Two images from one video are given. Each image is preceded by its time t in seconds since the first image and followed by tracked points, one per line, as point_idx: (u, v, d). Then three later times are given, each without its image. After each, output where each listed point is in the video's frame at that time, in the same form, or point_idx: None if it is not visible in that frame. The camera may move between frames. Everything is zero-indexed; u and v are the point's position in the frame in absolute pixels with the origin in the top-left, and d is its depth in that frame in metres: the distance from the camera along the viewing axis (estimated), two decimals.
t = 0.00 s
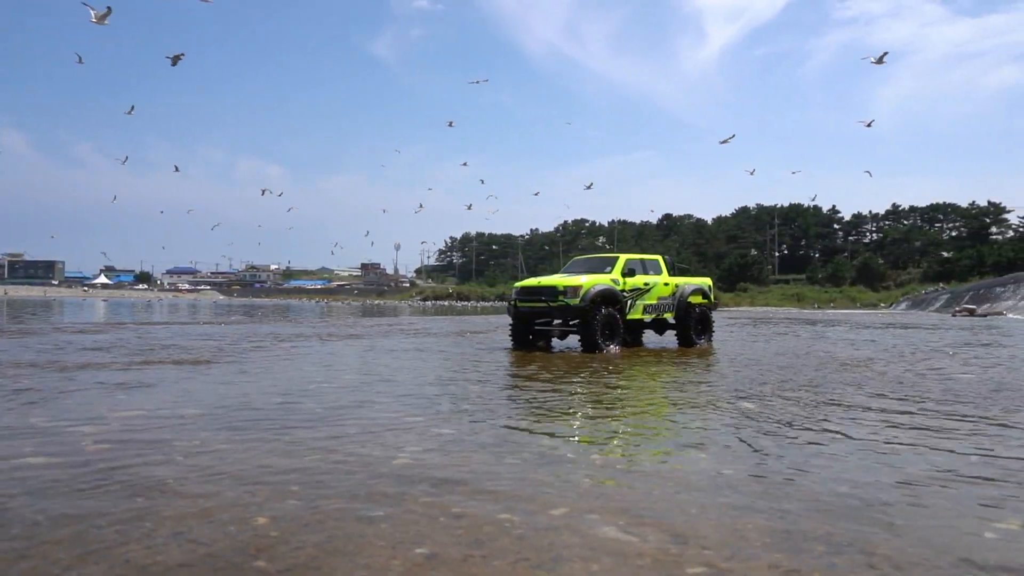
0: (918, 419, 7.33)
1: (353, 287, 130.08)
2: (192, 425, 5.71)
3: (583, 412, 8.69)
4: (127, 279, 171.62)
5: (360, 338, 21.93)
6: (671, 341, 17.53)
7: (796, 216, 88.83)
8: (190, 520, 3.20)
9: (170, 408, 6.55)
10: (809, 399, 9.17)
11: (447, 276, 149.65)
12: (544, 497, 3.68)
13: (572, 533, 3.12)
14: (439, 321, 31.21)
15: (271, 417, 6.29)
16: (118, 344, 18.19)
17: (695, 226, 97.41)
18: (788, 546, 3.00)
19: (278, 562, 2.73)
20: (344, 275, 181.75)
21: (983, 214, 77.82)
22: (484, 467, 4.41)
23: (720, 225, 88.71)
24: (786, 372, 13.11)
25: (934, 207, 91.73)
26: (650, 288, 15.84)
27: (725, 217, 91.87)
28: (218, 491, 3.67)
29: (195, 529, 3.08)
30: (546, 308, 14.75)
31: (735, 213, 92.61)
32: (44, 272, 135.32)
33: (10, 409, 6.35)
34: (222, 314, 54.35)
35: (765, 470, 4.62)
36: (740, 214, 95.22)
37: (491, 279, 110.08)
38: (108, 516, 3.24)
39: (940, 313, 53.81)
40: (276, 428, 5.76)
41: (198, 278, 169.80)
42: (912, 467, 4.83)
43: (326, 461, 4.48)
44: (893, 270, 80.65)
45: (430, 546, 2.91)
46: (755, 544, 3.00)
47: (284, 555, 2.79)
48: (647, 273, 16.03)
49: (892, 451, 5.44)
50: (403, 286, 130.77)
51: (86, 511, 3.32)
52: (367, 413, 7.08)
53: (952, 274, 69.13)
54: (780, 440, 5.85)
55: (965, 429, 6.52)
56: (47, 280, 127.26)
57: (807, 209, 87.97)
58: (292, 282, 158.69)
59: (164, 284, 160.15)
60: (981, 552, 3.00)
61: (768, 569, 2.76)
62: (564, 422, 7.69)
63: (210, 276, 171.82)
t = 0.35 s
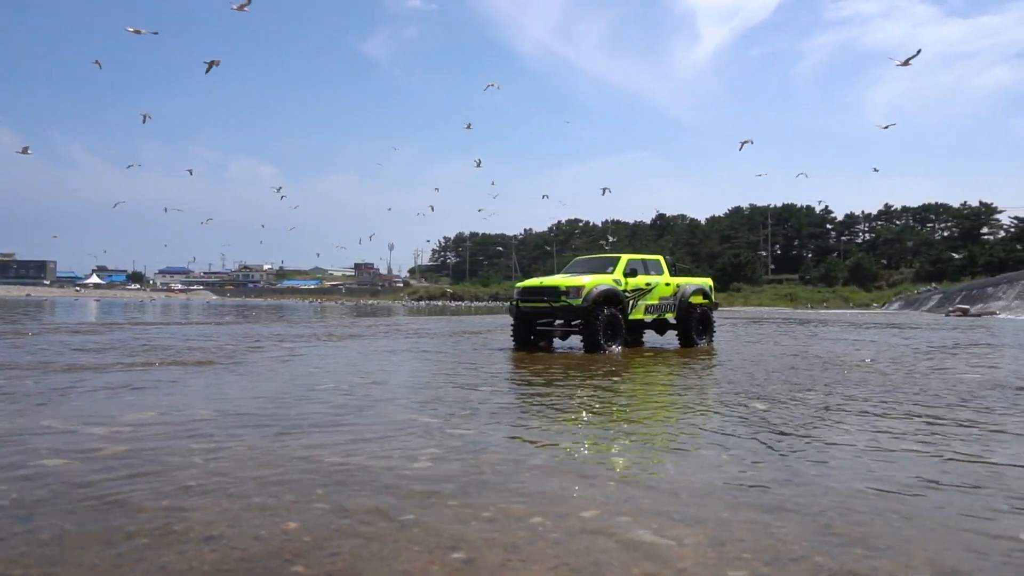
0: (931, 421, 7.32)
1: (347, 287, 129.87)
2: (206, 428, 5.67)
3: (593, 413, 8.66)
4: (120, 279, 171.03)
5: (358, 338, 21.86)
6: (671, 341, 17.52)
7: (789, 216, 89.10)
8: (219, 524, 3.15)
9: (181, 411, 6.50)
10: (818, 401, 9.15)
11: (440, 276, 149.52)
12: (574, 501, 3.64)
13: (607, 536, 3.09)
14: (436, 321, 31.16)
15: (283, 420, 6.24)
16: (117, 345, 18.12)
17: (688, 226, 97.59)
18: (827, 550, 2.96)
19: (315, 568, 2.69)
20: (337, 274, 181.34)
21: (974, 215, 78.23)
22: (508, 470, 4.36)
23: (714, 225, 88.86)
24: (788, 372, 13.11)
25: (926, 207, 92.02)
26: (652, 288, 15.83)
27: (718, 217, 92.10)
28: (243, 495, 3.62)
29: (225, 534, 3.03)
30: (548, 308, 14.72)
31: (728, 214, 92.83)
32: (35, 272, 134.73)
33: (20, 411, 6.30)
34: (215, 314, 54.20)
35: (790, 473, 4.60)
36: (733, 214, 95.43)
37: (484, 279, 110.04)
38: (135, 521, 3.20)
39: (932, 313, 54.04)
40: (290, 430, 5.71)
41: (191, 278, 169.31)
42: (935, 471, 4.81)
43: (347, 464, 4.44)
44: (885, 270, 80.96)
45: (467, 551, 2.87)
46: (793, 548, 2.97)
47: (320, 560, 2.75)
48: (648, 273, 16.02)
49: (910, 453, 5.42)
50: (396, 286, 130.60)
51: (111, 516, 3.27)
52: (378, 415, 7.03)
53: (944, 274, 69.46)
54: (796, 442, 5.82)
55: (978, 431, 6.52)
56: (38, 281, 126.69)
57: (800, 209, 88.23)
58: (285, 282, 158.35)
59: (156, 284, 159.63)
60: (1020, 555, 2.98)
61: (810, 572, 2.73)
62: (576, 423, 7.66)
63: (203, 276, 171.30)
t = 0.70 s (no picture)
0: (943, 423, 7.32)
1: (340, 287, 129.62)
2: (220, 429, 5.61)
3: (602, 415, 8.62)
4: (111, 279, 170.21)
5: (356, 338, 21.76)
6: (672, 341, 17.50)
7: (781, 216, 89.33)
8: (251, 529, 3.10)
9: (192, 412, 6.44)
10: (826, 402, 9.13)
11: (433, 275, 149.38)
12: (607, 504, 3.60)
13: (646, 539, 3.06)
14: (432, 322, 31.05)
15: (295, 421, 6.19)
16: (113, 345, 18.02)
17: (681, 226, 97.71)
18: (870, 553, 2.94)
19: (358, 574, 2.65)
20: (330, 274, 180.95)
21: (965, 215, 78.63)
22: (533, 473, 4.32)
23: (706, 226, 89.03)
24: (790, 372, 13.11)
25: (917, 207, 92.38)
26: (653, 288, 15.81)
27: (711, 217, 92.28)
28: (271, 498, 3.58)
29: (260, 539, 2.99)
30: (550, 308, 14.68)
31: (721, 214, 93.02)
32: (25, 271, 133.96)
33: (29, 413, 6.22)
34: (208, 314, 53.95)
35: (816, 475, 4.57)
36: (725, 214, 95.64)
37: (477, 279, 109.94)
38: (167, 524, 3.15)
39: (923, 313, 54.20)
40: (305, 432, 5.66)
41: (182, 278, 168.95)
42: (959, 473, 4.79)
43: (370, 466, 4.39)
44: (877, 270, 81.26)
45: (508, 555, 2.84)
46: (837, 552, 2.95)
47: (362, 567, 2.71)
48: (650, 273, 16.00)
49: (930, 455, 5.40)
50: (388, 287, 130.37)
51: (140, 520, 3.21)
52: (389, 417, 6.98)
53: (936, 274, 69.79)
54: (815, 444, 5.78)
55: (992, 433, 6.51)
56: (28, 280, 125.92)
57: (792, 209, 88.51)
58: (277, 283, 157.88)
59: (147, 284, 158.90)
60: None
61: None
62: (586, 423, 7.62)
63: (194, 276, 170.60)
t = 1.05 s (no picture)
0: (951, 425, 7.35)
1: (333, 287, 129.33)
2: (233, 431, 5.56)
3: (611, 415, 8.62)
4: (102, 279, 169.51)
5: (354, 338, 21.69)
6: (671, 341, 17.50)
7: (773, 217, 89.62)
8: (281, 533, 3.07)
9: (202, 414, 6.38)
10: (832, 404, 9.14)
11: (426, 276, 149.25)
12: (636, 505, 3.59)
13: (680, 542, 3.04)
14: (428, 322, 30.98)
15: (307, 422, 6.15)
16: (111, 346, 17.94)
17: (674, 227, 97.87)
18: (907, 556, 2.93)
19: None
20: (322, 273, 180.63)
21: (956, 216, 79.08)
22: (555, 475, 4.30)
23: (699, 226, 89.30)
24: (792, 373, 13.13)
25: (908, 209, 92.88)
26: (654, 288, 15.81)
27: (704, 218, 92.49)
28: (297, 500, 3.55)
29: (290, 543, 2.95)
30: (551, 309, 14.66)
31: (713, 214, 93.24)
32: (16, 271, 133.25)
33: (36, 414, 6.16)
34: (200, 314, 53.75)
35: (837, 477, 4.57)
36: (718, 215, 95.87)
37: (470, 279, 109.88)
38: (193, 529, 3.11)
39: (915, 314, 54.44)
40: (319, 434, 5.62)
41: (173, 278, 168.29)
42: (979, 473, 4.80)
43: (391, 468, 4.36)
44: (869, 270, 81.60)
45: (544, 558, 2.82)
46: (874, 554, 2.94)
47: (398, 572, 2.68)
48: (650, 273, 15.99)
49: (946, 456, 5.40)
50: (380, 287, 130.15)
51: (168, 524, 3.18)
52: (400, 419, 6.94)
53: (927, 274, 70.17)
54: (831, 446, 5.77)
55: (1003, 435, 6.52)
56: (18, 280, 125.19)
57: (784, 210, 88.82)
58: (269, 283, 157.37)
59: (139, 284, 158.16)
60: None
61: None
62: (596, 423, 7.60)
63: (186, 276, 169.94)
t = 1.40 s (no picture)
0: (960, 427, 7.39)
1: (323, 286, 128.98)
2: (246, 434, 5.51)
3: (618, 416, 8.60)
4: (91, 279, 168.48)
5: (351, 338, 21.62)
6: (670, 342, 17.51)
7: (764, 218, 89.94)
8: (316, 537, 3.03)
9: (212, 416, 6.32)
10: (838, 406, 9.14)
11: (417, 275, 149.02)
12: (668, 508, 3.57)
13: (720, 546, 3.02)
14: (424, 322, 30.91)
15: (321, 425, 6.11)
16: (107, 347, 17.79)
17: (665, 227, 98.04)
18: (948, 561, 2.92)
19: None
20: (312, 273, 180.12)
21: (945, 218, 79.55)
22: (580, 478, 4.26)
23: (690, 227, 89.52)
24: (793, 374, 13.15)
25: (897, 210, 93.45)
26: (655, 289, 15.80)
27: (695, 218, 92.71)
28: (327, 503, 3.51)
29: (327, 548, 2.91)
30: (552, 309, 14.64)
31: (705, 215, 93.49)
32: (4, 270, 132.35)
33: (43, 416, 6.08)
34: (191, 314, 53.50)
35: (859, 479, 4.57)
36: (709, 216, 96.12)
37: (461, 279, 109.76)
38: (226, 533, 3.07)
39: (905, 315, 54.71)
40: (334, 437, 5.57)
41: (163, 277, 167.45)
42: (1000, 476, 4.80)
43: (414, 471, 4.32)
44: (859, 271, 81.98)
45: (587, 564, 2.79)
46: (915, 559, 2.93)
47: None
48: (650, 274, 15.99)
49: (964, 459, 5.40)
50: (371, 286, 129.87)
51: (200, 527, 3.13)
52: (411, 421, 6.91)
53: (917, 275, 70.55)
54: (848, 448, 5.75)
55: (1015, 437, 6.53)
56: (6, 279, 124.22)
57: (775, 210, 89.12)
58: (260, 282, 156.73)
59: (128, 283, 157.24)
60: None
61: None
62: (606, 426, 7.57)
63: (176, 275, 169.10)
